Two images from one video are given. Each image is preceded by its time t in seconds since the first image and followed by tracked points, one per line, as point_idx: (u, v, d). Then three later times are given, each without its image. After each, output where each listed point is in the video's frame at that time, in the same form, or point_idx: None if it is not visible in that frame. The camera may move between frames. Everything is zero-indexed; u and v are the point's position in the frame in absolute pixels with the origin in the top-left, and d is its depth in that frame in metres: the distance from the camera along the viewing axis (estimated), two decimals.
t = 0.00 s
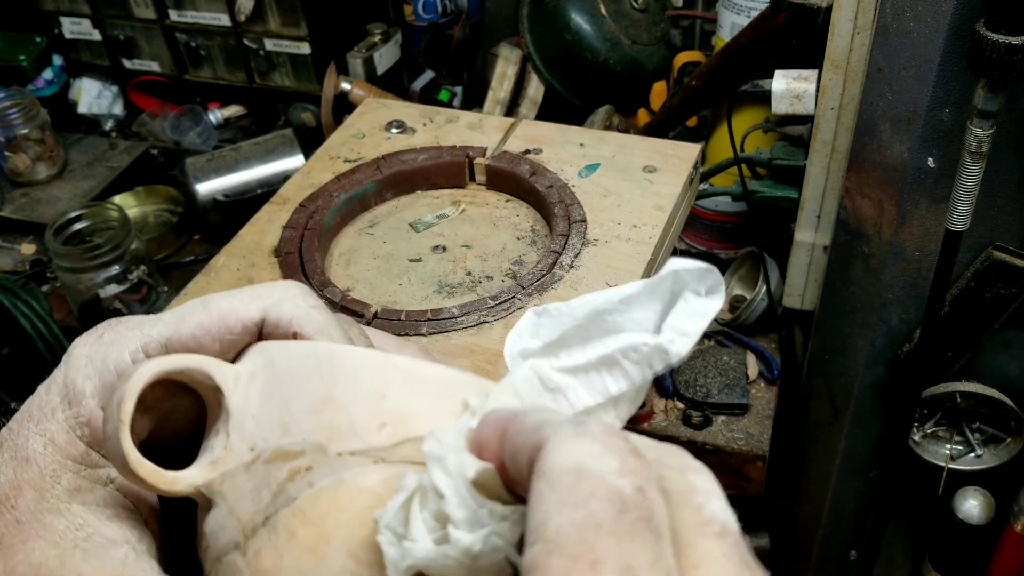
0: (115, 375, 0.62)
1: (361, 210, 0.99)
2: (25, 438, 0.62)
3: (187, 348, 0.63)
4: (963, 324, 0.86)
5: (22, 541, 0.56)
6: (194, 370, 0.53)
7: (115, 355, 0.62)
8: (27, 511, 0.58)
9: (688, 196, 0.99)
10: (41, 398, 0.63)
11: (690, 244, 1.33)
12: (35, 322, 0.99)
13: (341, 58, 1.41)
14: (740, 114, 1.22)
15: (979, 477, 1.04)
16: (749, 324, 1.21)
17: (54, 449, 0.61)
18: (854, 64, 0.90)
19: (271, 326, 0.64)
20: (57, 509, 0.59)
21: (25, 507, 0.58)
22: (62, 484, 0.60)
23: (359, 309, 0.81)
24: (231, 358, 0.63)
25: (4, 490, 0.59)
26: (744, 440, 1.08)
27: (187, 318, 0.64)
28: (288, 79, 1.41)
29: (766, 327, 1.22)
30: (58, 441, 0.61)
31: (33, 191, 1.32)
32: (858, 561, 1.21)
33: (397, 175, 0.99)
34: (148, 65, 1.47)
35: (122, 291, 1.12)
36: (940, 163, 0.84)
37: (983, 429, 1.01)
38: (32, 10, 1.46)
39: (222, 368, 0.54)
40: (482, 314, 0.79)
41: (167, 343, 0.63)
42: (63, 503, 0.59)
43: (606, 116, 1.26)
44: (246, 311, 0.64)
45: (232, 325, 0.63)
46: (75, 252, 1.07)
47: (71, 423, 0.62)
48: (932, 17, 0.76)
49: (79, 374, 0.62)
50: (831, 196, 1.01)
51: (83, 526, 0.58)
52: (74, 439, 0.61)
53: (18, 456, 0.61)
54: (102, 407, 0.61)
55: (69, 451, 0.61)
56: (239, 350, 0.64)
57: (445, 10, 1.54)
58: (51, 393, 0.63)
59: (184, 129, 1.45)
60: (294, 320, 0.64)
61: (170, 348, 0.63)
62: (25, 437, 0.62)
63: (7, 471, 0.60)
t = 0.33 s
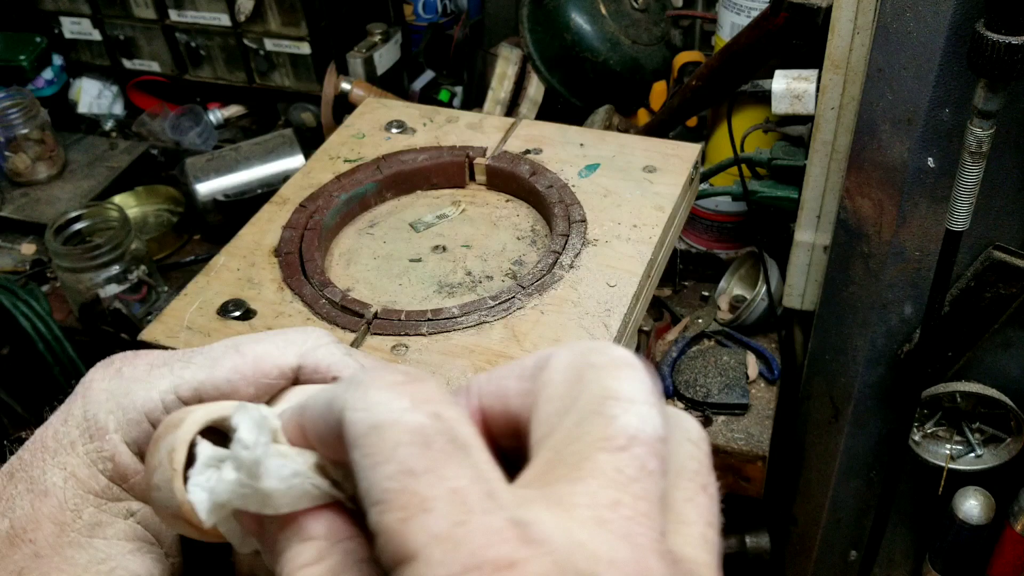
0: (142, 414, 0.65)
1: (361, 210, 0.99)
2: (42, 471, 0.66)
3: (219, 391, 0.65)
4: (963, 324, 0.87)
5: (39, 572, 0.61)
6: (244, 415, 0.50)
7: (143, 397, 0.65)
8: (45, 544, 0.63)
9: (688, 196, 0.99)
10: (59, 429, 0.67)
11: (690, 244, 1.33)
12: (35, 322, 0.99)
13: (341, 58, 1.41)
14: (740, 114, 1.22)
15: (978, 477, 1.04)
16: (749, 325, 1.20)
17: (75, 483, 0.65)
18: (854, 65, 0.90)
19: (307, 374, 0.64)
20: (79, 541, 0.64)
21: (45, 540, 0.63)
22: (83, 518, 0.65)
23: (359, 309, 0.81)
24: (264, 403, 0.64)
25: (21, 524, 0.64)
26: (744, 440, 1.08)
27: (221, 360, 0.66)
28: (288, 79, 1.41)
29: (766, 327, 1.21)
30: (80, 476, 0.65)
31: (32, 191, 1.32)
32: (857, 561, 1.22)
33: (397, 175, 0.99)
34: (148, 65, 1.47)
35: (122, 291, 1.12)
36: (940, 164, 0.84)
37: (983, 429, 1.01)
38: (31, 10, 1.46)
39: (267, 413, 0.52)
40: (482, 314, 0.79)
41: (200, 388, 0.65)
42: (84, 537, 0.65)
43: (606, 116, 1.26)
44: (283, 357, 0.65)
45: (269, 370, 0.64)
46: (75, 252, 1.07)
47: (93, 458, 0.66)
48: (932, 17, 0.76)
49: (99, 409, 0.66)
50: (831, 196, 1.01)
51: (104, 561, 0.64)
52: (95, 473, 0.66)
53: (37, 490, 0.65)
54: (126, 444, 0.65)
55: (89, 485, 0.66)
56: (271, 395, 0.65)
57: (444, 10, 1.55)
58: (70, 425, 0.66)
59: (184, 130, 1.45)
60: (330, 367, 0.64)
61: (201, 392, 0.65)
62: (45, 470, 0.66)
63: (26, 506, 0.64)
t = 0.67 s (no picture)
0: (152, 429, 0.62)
1: (361, 209, 0.98)
2: (49, 482, 0.63)
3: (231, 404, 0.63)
4: (963, 323, 0.87)
5: None
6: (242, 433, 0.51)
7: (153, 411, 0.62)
8: (50, 558, 0.60)
9: (688, 195, 0.99)
10: (66, 442, 0.64)
11: (690, 244, 1.33)
12: (34, 322, 0.98)
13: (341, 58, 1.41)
14: (740, 113, 1.22)
15: (979, 478, 1.04)
16: (750, 325, 1.20)
17: (82, 497, 0.62)
18: (854, 64, 0.90)
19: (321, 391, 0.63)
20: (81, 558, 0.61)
21: (47, 554, 0.60)
22: (87, 533, 0.62)
23: (358, 309, 0.81)
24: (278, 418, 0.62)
25: (23, 536, 0.61)
26: (744, 440, 1.08)
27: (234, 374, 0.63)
28: (288, 79, 1.41)
29: (767, 327, 1.21)
30: (87, 490, 0.62)
31: (32, 191, 1.32)
32: (858, 561, 1.22)
33: (396, 175, 0.99)
34: (147, 64, 1.47)
35: (121, 291, 1.12)
36: (941, 164, 0.84)
37: (983, 429, 1.00)
38: (30, 9, 1.46)
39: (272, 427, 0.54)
40: (481, 314, 0.79)
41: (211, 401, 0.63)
42: (88, 553, 0.62)
43: (606, 116, 1.26)
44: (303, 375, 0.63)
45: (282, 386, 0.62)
46: (74, 252, 1.07)
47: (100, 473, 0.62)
48: (933, 16, 0.76)
49: (110, 423, 0.63)
50: (831, 196, 1.00)
51: None
52: (102, 487, 0.62)
53: (42, 502, 0.62)
54: (132, 461, 0.62)
55: (96, 499, 0.62)
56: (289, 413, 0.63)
57: (445, 10, 1.54)
58: (78, 438, 0.63)
59: (183, 129, 1.45)
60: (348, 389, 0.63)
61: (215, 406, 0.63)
62: (52, 483, 0.63)
63: (31, 518, 0.61)
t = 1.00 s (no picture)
0: (171, 362, 0.56)
1: (362, 210, 0.99)
2: (67, 420, 0.58)
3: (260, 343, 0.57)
4: (961, 323, 0.87)
5: (65, 532, 0.56)
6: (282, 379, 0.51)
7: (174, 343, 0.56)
8: (72, 499, 0.57)
9: (688, 196, 1.00)
10: (84, 376, 0.59)
11: (689, 244, 1.33)
12: (37, 322, 0.99)
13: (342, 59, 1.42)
14: (740, 114, 1.22)
15: (977, 477, 1.04)
16: (748, 325, 1.21)
17: (103, 436, 0.58)
18: (852, 65, 0.91)
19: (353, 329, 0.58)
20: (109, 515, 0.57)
21: (70, 495, 0.57)
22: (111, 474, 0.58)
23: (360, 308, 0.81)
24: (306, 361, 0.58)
25: (44, 476, 0.57)
26: (743, 439, 1.09)
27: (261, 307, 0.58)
28: (289, 80, 1.41)
29: (765, 327, 1.22)
30: (109, 428, 0.58)
31: (34, 191, 1.33)
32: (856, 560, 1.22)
33: (397, 175, 1.00)
34: (149, 65, 1.48)
35: (123, 291, 1.12)
36: (938, 164, 0.84)
37: (981, 428, 1.01)
38: (32, 11, 1.46)
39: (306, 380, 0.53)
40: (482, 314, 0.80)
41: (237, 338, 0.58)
42: (112, 493, 0.58)
43: (606, 116, 1.26)
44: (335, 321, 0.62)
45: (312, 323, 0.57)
46: (76, 254, 1.08)
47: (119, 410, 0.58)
48: (931, 18, 0.77)
49: (126, 356, 0.57)
50: (829, 195, 1.01)
51: (132, 519, 0.58)
52: (124, 426, 0.58)
53: (63, 442, 0.58)
54: (156, 396, 0.57)
55: (119, 438, 0.58)
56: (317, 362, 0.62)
57: (444, 11, 1.56)
58: (96, 372, 0.58)
59: (184, 130, 1.46)
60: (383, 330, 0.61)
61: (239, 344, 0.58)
62: (72, 420, 0.58)
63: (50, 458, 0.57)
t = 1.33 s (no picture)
0: (207, 401, 0.59)
1: (360, 209, 0.98)
2: (95, 457, 0.58)
3: (293, 380, 0.60)
4: (967, 322, 0.89)
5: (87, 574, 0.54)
6: (307, 408, 0.46)
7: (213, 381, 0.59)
8: (96, 539, 0.55)
9: (688, 196, 0.97)
10: (114, 413, 0.60)
11: (690, 244, 1.30)
12: (33, 323, 0.98)
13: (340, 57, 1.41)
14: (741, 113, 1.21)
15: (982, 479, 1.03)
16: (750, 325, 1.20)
17: (131, 474, 0.58)
18: (857, 64, 0.85)
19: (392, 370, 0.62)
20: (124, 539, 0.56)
21: (94, 535, 0.55)
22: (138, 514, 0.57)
23: (358, 310, 0.80)
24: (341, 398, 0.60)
25: (68, 515, 0.56)
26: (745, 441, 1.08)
27: (298, 348, 0.62)
28: (286, 77, 1.40)
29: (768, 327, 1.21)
30: (137, 467, 0.58)
31: (29, 190, 1.32)
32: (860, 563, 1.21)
33: (396, 174, 0.99)
34: (145, 63, 1.46)
35: (119, 291, 1.11)
36: (942, 163, 0.86)
37: (986, 429, 1.00)
38: (27, 8, 1.45)
39: (333, 406, 0.49)
40: (482, 314, 0.78)
41: (273, 375, 0.61)
42: (137, 535, 0.56)
43: (606, 116, 1.25)
44: (369, 349, 0.62)
45: (350, 361, 0.61)
46: (72, 251, 1.08)
47: (151, 448, 0.58)
48: (937, 16, 0.78)
49: (163, 393, 0.59)
50: (833, 195, 0.94)
51: (156, 563, 0.55)
52: (154, 464, 0.58)
53: (86, 478, 0.57)
54: (189, 435, 0.58)
55: (148, 477, 0.58)
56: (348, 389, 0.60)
57: (444, 8, 1.52)
58: (128, 408, 0.60)
59: (180, 127, 1.41)
60: (417, 363, 0.63)
61: (275, 381, 0.60)
62: (99, 458, 0.58)
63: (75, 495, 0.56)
